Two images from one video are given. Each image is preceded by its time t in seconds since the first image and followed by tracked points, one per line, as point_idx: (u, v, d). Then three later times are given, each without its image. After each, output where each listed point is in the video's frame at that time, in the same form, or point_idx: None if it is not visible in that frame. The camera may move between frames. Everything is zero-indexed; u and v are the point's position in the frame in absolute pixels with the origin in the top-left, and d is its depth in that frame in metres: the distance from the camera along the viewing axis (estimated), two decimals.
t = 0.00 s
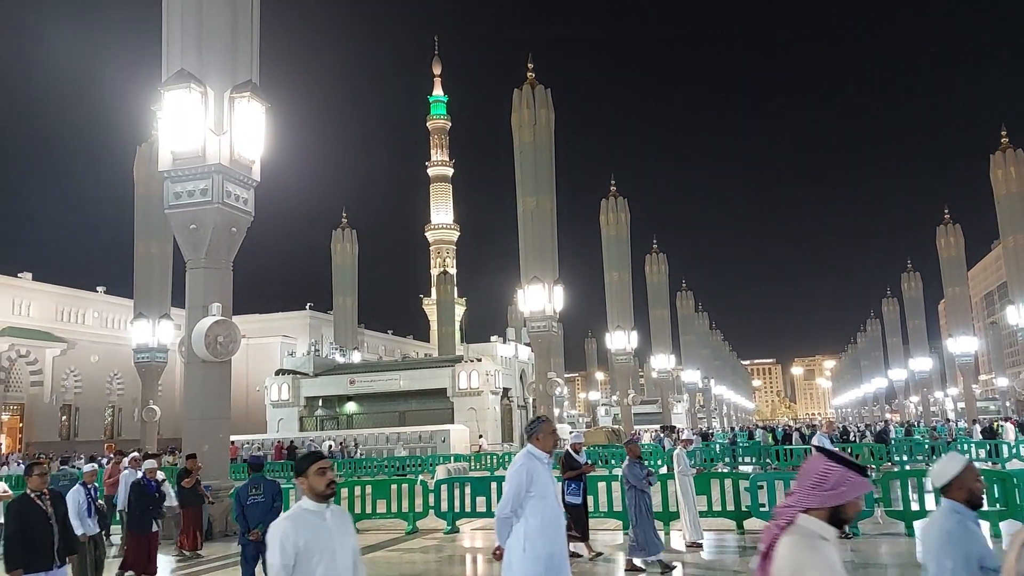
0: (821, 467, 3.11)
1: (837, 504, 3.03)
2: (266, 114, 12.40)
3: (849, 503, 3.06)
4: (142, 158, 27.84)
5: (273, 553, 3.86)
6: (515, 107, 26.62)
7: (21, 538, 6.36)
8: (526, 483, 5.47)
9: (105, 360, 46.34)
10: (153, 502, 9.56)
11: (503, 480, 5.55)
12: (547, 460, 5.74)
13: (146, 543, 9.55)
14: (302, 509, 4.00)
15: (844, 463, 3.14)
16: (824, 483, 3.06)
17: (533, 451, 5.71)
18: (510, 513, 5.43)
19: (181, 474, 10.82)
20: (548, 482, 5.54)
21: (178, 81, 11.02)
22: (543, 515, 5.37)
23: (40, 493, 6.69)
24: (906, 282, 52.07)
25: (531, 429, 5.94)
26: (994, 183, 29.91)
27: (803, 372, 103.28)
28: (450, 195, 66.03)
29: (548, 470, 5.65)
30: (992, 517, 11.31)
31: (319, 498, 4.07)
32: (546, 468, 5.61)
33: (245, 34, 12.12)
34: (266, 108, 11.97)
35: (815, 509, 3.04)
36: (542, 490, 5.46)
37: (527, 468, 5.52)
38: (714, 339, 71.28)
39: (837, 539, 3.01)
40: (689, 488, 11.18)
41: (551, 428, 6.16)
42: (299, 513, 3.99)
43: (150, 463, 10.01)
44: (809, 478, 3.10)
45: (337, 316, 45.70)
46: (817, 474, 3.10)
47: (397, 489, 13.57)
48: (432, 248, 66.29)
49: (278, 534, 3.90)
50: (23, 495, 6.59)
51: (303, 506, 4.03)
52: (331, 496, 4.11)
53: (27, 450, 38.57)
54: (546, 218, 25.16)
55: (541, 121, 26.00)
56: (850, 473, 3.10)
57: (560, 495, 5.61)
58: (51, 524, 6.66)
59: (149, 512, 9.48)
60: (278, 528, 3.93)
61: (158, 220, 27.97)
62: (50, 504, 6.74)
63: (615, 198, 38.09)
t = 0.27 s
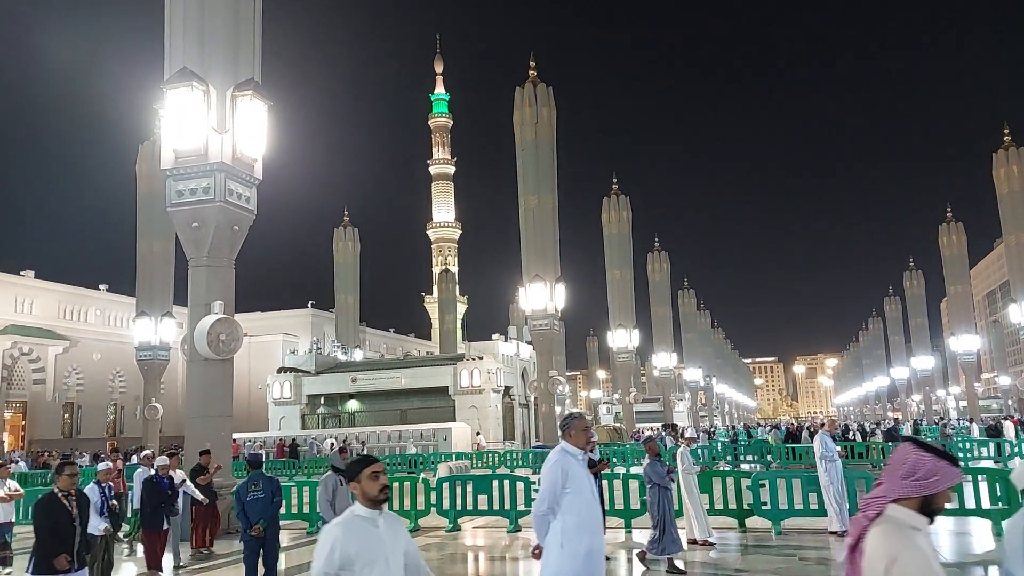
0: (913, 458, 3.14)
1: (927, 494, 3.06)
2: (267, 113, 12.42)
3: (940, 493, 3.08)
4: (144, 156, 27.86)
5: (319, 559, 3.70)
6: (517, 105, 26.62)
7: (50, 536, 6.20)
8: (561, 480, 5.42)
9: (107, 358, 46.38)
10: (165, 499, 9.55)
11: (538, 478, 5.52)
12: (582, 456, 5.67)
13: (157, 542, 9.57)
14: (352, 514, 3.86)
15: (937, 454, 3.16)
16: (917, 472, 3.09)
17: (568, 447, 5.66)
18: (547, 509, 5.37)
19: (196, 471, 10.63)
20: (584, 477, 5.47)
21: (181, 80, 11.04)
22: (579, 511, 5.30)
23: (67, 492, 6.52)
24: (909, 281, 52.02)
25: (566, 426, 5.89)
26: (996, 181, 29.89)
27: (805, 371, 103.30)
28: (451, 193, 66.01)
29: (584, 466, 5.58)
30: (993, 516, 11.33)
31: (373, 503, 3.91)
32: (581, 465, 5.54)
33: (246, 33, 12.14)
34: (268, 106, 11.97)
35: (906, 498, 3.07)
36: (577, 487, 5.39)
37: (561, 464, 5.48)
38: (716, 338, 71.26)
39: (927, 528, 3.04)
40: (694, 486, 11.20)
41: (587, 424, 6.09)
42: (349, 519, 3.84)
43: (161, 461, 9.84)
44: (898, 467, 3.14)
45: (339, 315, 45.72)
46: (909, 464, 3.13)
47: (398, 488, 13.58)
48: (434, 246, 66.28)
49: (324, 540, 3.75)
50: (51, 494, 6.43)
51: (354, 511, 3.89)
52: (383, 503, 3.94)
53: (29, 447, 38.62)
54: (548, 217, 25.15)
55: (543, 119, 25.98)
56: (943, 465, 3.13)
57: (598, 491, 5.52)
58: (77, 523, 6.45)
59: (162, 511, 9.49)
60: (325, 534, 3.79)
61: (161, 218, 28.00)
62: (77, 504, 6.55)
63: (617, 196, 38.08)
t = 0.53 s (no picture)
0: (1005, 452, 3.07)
1: (1016, 494, 2.99)
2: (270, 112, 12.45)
3: None
4: (146, 155, 27.88)
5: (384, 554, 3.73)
6: (519, 103, 26.60)
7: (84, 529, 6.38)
8: (593, 478, 5.40)
9: (110, 355, 46.46)
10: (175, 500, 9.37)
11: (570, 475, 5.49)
12: (612, 452, 5.65)
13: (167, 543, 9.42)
14: (410, 508, 3.91)
15: None
16: (1006, 471, 3.02)
17: (598, 444, 5.62)
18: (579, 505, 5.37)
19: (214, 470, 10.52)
20: (615, 474, 5.46)
21: (184, 78, 11.05)
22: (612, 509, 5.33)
23: (99, 485, 6.70)
24: (912, 279, 51.90)
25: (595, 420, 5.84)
26: (999, 179, 29.81)
27: (808, 369, 102.82)
28: (454, 191, 65.97)
29: (615, 461, 5.57)
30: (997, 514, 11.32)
31: (428, 498, 3.98)
32: (612, 459, 5.53)
33: (249, 32, 12.15)
34: (271, 104, 11.99)
35: (996, 497, 3.00)
36: (610, 485, 5.38)
37: (592, 462, 5.45)
38: (719, 336, 71.18)
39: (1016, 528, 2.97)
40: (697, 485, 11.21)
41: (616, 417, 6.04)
42: (407, 512, 3.89)
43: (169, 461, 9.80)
44: (986, 465, 3.07)
45: (342, 313, 45.75)
46: (998, 462, 3.05)
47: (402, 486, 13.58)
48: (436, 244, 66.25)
49: (388, 534, 3.78)
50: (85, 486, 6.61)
51: (410, 505, 3.94)
52: (440, 496, 4.01)
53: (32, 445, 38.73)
54: (550, 215, 25.13)
55: (545, 117, 25.95)
56: None
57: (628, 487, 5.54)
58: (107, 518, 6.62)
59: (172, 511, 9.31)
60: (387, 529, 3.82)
61: (164, 216, 28.03)
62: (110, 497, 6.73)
63: (619, 194, 38.03)
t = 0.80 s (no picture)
0: None
1: None
2: (273, 110, 12.45)
3: None
4: (149, 153, 27.90)
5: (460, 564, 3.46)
6: (522, 101, 26.61)
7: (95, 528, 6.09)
8: (628, 480, 5.39)
9: (113, 353, 46.51)
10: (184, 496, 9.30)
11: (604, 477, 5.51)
12: (648, 455, 5.65)
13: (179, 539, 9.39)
14: (481, 511, 3.60)
15: None
16: None
17: (634, 446, 5.62)
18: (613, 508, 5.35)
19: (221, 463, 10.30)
20: (651, 477, 5.46)
21: (187, 76, 11.05)
22: (647, 511, 5.30)
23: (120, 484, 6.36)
24: (915, 278, 51.85)
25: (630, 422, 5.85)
26: (1002, 177, 29.74)
27: (811, 368, 102.67)
28: (456, 190, 65.97)
29: (650, 465, 5.56)
30: (1000, 512, 11.31)
31: (497, 498, 3.68)
32: (647, 463, 5.53)
33: (252, 30, 12.14)
34: (274, 103, 11.99)
35: None
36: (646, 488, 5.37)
37: (627, 464, 5.45)
38: (722, 335, 71.20)
39: None
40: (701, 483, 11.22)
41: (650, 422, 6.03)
42: (477, 516, 3.59)
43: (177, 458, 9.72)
44: None
45: (344, 311, 45.76)
46: None
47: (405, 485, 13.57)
48: (439, 243, 66.25)
49: (464, 542, 3.50)
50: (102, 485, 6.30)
51: (480, 508, 3.63)
52: (508, 496, 3.77)
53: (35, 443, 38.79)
54: (553, 213, 25.12)
55: (548, 115, 25.96)
56: None
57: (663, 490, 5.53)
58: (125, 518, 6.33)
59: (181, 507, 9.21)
60: (459, 536, 3.53)
61: (167, 215, 28.04)
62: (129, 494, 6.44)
63: (622, 192, 38.02)
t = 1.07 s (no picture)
0: None
1: None
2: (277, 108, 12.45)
3: None
4: (153, 150, 27.92)
5: (538, 554, 3.43)
6: (526, 99, 26.60)
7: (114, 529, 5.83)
8: (666, 475, 5.37)
9: (117, 351, 46.62)
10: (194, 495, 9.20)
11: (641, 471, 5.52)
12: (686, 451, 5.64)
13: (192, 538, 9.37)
14: (558, 499, 3.58)
15: None
16: None
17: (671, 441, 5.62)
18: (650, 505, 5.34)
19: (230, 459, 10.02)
20: (689, 473, 5.43)
21: (191, 74, 11.06)
22: (685, 505, 5.25)
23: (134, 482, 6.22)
24: (919, 276, 51.76)
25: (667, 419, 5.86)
26: (1007, 175, 29.64)
27: (814, 366, 102.55)
28: (460, 187, 65.98)
29: (689, 462, 5.53)
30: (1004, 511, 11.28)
31: (573, 488, 3.68)
32: (686, 459, 5.50)
33: (256, 29, 12.15)
34: (278, 101, 11.99)
35: None
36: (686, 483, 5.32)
37: (665, 458, 5.44)
38: (725, 333, 71.15)
39: None
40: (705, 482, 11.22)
41: (688, 422, 6.01)
42: (554, 503, 3.58)
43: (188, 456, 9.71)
44: None
45: (348, 309, 45.79)
46: None
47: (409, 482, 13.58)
48: (442, 241, 66.26)
49: (542, 531, 3.47)
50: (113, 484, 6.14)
51: (557, 495, 3.61)
52: (584, 489, 3.76)
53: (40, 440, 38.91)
54: (557, 211, 25.11)
55: (552, 113, 25.96)
56: None
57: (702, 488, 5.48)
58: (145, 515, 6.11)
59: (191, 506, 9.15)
60: (535, 523, 3.51)
61: (171, 213, 28.08)
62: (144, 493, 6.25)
63: (626, 190, 37.97)
